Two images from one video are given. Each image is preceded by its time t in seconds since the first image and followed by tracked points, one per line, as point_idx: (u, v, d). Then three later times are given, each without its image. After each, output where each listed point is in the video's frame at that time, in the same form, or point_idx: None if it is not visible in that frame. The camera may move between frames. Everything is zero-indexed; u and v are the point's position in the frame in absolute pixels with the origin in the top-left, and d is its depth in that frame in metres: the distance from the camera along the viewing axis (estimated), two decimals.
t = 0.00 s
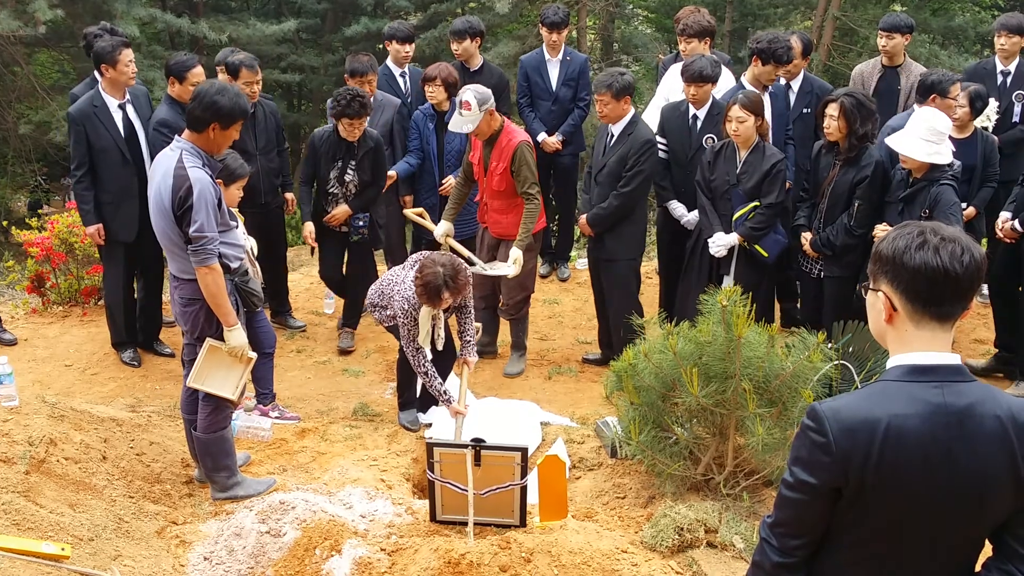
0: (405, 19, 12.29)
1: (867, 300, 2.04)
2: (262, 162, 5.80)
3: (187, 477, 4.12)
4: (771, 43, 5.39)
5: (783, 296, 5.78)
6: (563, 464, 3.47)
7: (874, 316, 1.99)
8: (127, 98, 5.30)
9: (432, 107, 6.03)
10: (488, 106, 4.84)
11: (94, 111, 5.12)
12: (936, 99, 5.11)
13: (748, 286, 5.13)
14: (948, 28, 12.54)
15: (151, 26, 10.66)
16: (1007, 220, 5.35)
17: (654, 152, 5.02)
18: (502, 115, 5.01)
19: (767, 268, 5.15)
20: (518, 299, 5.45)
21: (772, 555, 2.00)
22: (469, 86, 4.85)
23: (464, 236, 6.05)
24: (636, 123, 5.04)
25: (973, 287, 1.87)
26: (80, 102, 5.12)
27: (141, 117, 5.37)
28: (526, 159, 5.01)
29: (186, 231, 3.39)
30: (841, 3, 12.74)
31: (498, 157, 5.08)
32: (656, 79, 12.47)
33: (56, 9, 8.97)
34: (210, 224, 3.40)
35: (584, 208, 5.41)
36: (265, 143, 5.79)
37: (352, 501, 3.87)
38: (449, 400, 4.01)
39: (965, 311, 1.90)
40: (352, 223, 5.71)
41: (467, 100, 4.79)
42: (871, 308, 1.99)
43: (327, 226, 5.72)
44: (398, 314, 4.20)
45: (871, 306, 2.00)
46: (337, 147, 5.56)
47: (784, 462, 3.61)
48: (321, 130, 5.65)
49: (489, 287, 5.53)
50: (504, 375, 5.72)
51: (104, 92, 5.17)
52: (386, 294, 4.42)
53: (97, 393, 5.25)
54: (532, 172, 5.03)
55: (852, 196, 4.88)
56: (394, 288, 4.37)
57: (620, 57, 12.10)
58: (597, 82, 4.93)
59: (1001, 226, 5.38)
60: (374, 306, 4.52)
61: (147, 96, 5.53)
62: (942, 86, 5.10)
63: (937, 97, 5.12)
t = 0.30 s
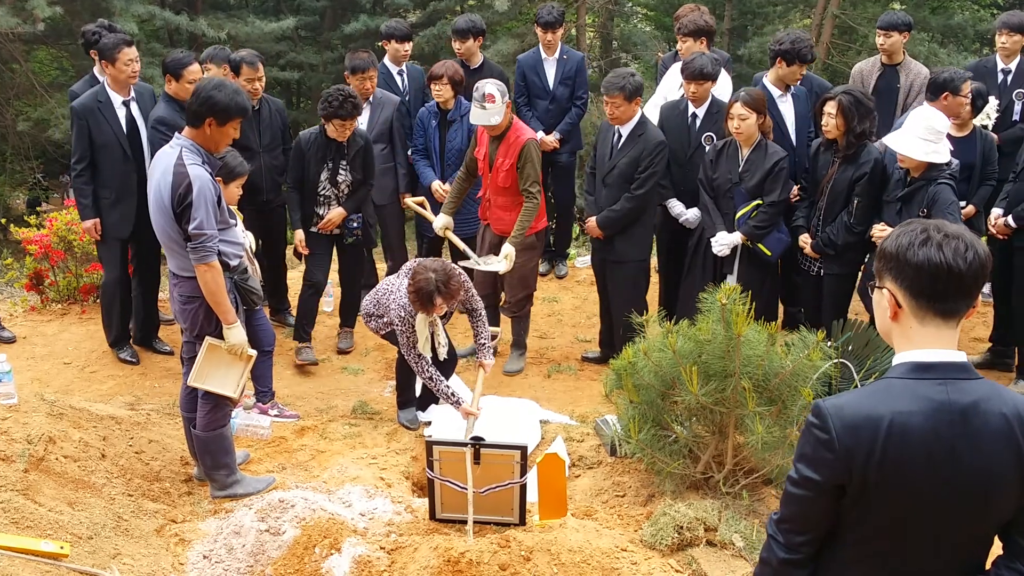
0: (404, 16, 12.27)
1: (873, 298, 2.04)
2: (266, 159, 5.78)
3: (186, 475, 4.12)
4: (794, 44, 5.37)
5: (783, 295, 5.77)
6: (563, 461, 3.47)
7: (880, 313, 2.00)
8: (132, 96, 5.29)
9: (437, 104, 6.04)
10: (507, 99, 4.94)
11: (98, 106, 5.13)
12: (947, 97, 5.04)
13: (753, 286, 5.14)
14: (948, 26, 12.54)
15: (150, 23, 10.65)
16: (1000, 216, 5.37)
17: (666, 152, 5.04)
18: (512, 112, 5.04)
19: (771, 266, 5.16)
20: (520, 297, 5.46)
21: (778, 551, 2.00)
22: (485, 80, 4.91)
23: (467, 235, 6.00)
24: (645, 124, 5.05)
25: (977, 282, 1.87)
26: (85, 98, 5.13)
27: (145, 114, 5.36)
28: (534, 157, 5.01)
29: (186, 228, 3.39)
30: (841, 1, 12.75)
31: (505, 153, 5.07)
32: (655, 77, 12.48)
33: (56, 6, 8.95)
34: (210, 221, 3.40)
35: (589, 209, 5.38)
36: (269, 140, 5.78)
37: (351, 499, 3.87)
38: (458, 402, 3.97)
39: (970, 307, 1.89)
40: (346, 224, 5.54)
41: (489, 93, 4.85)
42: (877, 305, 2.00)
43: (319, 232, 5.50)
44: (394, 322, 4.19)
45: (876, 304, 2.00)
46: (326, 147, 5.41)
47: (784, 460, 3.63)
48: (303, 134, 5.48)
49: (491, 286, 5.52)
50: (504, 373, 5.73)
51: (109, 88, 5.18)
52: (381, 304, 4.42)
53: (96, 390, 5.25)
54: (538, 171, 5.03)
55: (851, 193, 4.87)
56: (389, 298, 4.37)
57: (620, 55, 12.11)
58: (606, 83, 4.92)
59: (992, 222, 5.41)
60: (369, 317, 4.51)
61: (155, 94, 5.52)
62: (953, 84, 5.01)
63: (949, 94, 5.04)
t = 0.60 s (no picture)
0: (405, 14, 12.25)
1: (904, 297, 2.04)
2: (266, 157, 5.78)
3: (186, 474, 4.11)
4: (830, 42, 5.46)
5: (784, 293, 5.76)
6: (564, 461, 3.46)
7: (912, 312, 2.00)
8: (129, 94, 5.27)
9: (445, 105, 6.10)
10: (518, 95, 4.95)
11: (95, 104, 5.10)
12: (950, 97, 5.07)
13: (755, 288, 5.12)
14: (948, 26, 12.51)
15: (150, 21, 10.64)
16: (995, 210, 5.42)
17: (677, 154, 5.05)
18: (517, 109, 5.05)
19: (773, 268, 5.13)
20: (525, 294, 5.43)
21: (802, 544, 2.03)
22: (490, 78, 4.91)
23: (471, 235, 6.06)
24: (654, 126, 5.06)
25: (1011, 282, 1.88)
26: (83, 96, 5.10)
27: (142, 113, 5.34)
28: (539, 155, 5.03)
29: (187, 226, 3.38)
30: (841, 1, 12.73)
31: (510, 150, 5.08)
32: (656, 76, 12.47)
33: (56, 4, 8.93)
34: (211, 219, 3.39)
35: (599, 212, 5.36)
36: (269, 138, 5.75)
37: (352, 498, 3.87)
38: (469, 408, 3.91)
39: (1003, 308, 1.90)
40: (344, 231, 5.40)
41: (501, 88, 4.85)
42: (909, 305, 2.00)
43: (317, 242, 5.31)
44: (394, 335, 4.21)
45: (908, 304, 2.01)
46: (317, 154, 5.17)
47: (784, 459, 3.62)
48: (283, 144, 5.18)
49: (494, 284, 5.52)
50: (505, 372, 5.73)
51: (106, 87, 5.14)
52: (378, 322, 4.45)
53: (96, 389, 5.24)
54: (543, 169, 5.06)
55: (852, 192, 4.86)
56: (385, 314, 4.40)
57: (621, 54, 12.10)
58: (614, 83, 4.91)
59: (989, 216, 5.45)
60: (368, 337, 4.54)
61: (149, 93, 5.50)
62: (958, 85, 5.01)
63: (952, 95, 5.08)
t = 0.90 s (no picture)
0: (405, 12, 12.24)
1: (922, 294, 2.05)
2: (265, 156, 5.78)
3: (186, 473, 4.11)
4: (852, 40, 5.62)
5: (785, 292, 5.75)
6: (564, 460, 3.46)
7: (930, 309, 2.00)
8: (117, 92, 5.25)
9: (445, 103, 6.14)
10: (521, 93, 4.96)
11: (85, 103, 5.07)
12: (955, 100, 5.11)
13: (756, 287, 5.12)
14: (949, 24, 12.50)
15: (150, 19, 10.63)
16: (995, 208, 5.41)
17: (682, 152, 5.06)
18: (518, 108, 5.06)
19: (774, 268, 5.13)
20: (527, 293, 5.42)
21: (811, 540, 2.03)
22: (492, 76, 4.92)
23: (474, 234, 6.11)
24: (658, 124, 5.07)
25: None
26: (71, 95, 5.06)
27: (131, 110, 5.33)
28: (541, 151, 5.03)
29: (189, 224, 3.39)
30: None
31: (512, 148, 5.09)
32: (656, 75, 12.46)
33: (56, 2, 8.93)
34: (213, 217, 3.40)
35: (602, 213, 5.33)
36: (268, 138, 5.75)
37: (352, 496, 3.87)
38: (476, 418, 3.90)
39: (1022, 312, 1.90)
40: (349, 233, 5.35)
41: (505, 86, 4.86)
42: (927, 302, 2.00)
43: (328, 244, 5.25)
44: (396, 349, 4.24)
45: (927, 299, 2.01)
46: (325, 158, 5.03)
47: (784, 458, 3.62)
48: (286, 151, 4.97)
49: (495, 283, 5.51)
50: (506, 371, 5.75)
51: (94, 85, 5.11)
52: (377, 340, 4.47)
53: (96, 387, 5.25)
54: (544, 164, 5.06)
55: (852, 190, 4.87)
56: (383, 329, 4.42)
57: (621, 52, 12.10)
58: (618, 82, 4.91)
59: (989, 214, 5.45)
60: (368, 356, 4.57)
61: (137, 90, 5.49)
62: (965, 88, 5.04)
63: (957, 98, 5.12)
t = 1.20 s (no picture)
0: (406, 11, 12.22)
1: (907, 292, 2.04)
2: (265, 156, 5.76)
3: (186, 474, 4.10)
4: (864, 37, 5.64)
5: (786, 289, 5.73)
6: (566, 460, 3.45)
7: (914, 308, 2.00)
8: (106, 93, 5.21)
9: (439, 101, 6.01)
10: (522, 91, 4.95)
11: (74, 106, 5.03)
12: (970, 103, 5.23)
13: (759, 286, 5.10)
14: (952, 22, 12.46)
15: (151, 18, 10.62)
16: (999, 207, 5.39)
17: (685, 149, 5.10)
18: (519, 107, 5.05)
19: (778, 268, 5.10)
20: (529, 292, 5.39)
21: (801, 547, 2.02)
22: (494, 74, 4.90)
23: (474, 232, 6.10)
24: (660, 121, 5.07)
25: (1016, 293, 1.88)
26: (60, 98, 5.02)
27: (121, 110, 5.30)
28: (542, 149, 5.01)
29: (190, 223, 3.38)
30: None
31: (513, 147, 5.07)
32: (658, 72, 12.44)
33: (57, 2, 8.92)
34: (214, 217, 3.38)
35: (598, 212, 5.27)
36: (267, 138, 5.75)
37: (353, 497, 3.86)
38: (480, 426, 4.01)
39: (1005, 316, 1.90)
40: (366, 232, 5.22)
41: (506, 84, 4.85)
42: (912, 301, 2.00)
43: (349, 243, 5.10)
44: (398, 357, 4.25)
45: (911, 298, 2.01)
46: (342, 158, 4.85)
47: (787, 458, 3.61)
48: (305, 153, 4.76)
49: (496, 282, 5.49)
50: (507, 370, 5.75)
51: (83, 87, 5.07)
52: (376, 352, 4.47)
53: (97, 388, 5.24)
54: (546, 162, 5.04)
55: (855, 188, 4.85)
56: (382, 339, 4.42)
57: (623, 50, 12.08)
58: (620, 78, 4.88)
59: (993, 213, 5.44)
60: (369, 369, 4.56)
61: (127, 89, 5.45)
62: (979, 90, 5.18)
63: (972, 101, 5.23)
